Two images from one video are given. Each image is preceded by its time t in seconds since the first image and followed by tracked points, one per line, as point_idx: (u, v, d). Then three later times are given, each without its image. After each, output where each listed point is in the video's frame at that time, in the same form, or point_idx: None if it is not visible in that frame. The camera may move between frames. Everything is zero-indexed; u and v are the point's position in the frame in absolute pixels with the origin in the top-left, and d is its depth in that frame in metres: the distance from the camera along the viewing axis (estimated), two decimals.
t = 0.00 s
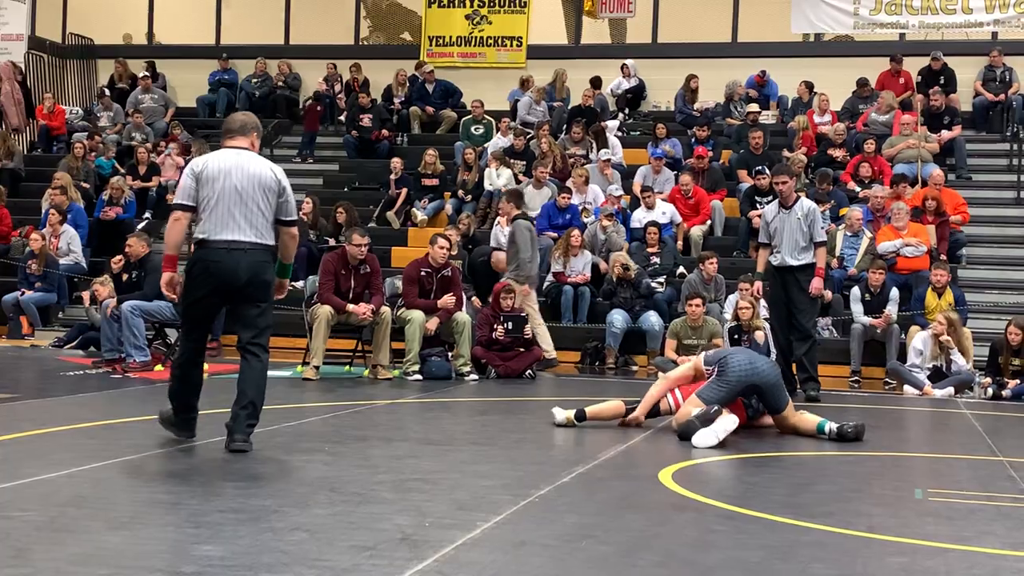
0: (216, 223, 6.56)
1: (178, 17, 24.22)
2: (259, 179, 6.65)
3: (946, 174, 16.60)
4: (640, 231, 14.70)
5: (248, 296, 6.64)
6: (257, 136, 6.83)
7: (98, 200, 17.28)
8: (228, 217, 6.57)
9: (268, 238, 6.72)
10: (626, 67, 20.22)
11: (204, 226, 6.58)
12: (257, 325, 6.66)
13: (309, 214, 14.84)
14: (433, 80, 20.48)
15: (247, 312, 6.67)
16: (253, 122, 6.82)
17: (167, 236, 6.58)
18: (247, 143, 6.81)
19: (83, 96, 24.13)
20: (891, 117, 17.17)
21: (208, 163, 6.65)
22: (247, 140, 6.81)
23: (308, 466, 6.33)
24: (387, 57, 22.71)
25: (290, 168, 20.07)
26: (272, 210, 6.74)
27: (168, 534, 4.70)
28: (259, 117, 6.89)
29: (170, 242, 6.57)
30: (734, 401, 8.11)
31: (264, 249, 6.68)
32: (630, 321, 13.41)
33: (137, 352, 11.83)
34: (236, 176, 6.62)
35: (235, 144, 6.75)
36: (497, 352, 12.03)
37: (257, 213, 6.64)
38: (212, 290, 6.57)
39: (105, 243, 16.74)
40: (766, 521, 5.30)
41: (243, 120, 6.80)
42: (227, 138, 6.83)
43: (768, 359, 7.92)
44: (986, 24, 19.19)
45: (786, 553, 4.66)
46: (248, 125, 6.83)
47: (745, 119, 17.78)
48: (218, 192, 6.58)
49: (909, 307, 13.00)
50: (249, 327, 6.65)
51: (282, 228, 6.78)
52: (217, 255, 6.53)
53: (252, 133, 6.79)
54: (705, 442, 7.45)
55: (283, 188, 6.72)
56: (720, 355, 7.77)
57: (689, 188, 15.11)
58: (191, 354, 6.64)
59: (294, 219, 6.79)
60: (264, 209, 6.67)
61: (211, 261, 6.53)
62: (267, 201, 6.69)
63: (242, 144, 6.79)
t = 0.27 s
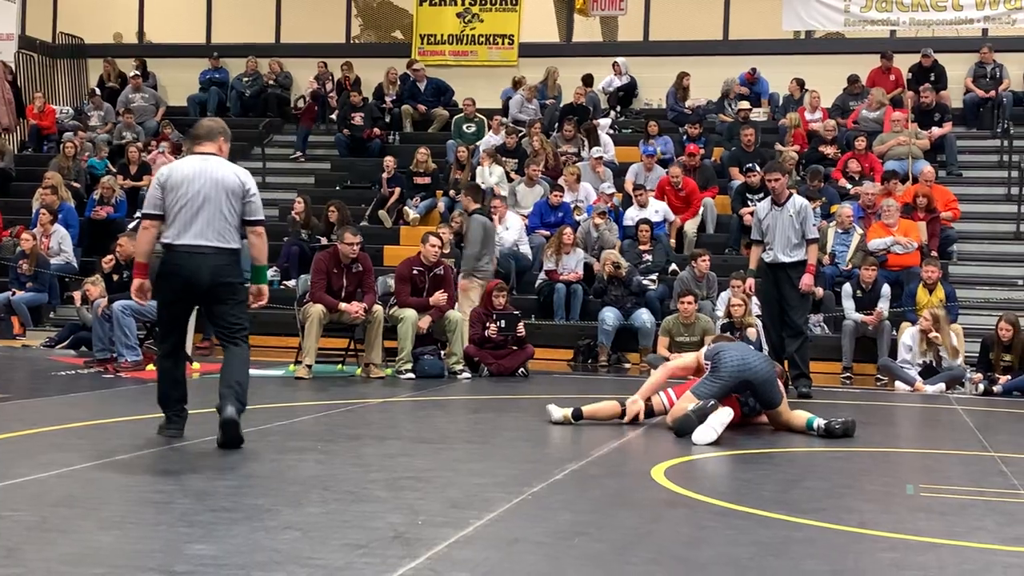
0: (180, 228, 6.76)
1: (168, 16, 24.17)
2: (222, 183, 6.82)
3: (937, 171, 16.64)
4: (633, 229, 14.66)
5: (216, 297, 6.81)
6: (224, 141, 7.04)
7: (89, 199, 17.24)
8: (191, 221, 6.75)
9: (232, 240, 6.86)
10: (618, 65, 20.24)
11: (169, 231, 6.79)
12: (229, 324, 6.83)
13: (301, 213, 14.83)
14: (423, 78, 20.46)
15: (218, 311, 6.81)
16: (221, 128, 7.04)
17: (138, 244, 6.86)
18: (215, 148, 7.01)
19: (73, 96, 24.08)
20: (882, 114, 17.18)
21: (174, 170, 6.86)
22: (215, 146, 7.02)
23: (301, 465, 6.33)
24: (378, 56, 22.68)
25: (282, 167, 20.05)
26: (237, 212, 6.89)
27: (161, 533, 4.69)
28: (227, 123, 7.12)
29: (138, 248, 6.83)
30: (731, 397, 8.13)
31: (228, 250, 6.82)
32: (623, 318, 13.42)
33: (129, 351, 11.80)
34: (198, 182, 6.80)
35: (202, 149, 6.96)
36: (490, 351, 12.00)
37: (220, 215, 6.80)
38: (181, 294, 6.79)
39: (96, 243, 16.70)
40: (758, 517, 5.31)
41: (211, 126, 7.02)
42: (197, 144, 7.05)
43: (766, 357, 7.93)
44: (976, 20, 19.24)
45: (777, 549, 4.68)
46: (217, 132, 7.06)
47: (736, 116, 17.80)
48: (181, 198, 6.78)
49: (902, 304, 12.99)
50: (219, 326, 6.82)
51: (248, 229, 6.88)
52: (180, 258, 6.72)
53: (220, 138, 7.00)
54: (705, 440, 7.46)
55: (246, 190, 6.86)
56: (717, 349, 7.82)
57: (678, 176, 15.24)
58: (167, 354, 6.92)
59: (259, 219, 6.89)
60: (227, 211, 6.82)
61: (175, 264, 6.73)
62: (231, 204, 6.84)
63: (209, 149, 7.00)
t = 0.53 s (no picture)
0: (154, 222, 7.06)
1: (159, 14, 24.11)
2: (195, 177, 7.10)
3: (927, 167, 16.68)
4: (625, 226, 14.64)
5: (193, 289, 7.11)
6: (203, 136, 7.31)
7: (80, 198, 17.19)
8: (164, 214, 7.05)
9: (205, 232, 7.14)
10: (609, 62, 20.25)
11: (145, 225, 7.10)
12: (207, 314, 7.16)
13: (293, 211, 14.80)
14: (414, 76, 20.41)
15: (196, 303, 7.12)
16: (201, 124, 7.32)
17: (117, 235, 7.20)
18: (193, 144, 7.29)
19: (63, 94, 24.02)
20: (873, 111, 17.19)
21: (151, 165, 7.17)
22: (194, 141, 7.29)
23: (293, 464, 6.32)
24: (369, 53, 22.65)
25: (273, 166, 20.03)
26: (211, 205, 7.16)
27: (153, 532, 4.69)
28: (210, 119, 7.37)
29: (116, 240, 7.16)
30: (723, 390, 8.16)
31: (201, 243, 7.11)
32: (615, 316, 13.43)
33: (120, 350, 11.78)
34: (172, 177, 7.09)
35: (180, 143, 7.23)
36: (482, 348, 12.00)
37: (193, 208, 7.08)
38: (160, 286, 7.08)
39: (87, 241, 16.66)
40: (750, 514, 5.33)
41: (191, 121, 7.29)
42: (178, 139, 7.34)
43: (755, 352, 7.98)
44: (966, 18, 19.31)
45: (769, 546, 4.70)
46: (197, 126, 7.34)
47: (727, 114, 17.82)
48: (156, 193, 7.08)
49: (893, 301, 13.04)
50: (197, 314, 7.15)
51: (222, 223, 7.16)
52: (155, 250, 7.03)
53: (200, 133, 7.28)
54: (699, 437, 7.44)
55: (219, 184, 7.13)
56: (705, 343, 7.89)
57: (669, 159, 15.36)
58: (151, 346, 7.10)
59: (232, 213, 7.15)
60: (200, 204, 7.10)
61: (150, 257, 7.04)
62: (204, 198, 7.12)
63: (188, 144, 7.27)
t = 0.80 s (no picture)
0: (147, 225, 7.14)
1: (152, 14, 24.08)
2: (187, 183, 7.20)
3: (921, 166, 16.70)
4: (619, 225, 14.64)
5: (184, 290, 7.20)
6: (195, 144, 7.42)
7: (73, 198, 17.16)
8: (156, 218, 7.12)
9: (197, 237, 7.23)
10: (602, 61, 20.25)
11: (138, 228, 7.17)
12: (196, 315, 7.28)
13: (287, 211, 14.78)
14: (407, 76, 20.40)
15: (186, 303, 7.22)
16: (192, 131, 7.43)
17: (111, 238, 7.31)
18: (185, 151, 7.39)
19: (57, 94, 23.98)
20: (866, 110, 17.20)
21: (144, 171, 7.27)
22: (185, 149, 7.40)
23: (287, 464, 6.32)
24: (362, 53, 22.62)
25: (267, 166, 20.01)
26: (202, 211, 7.25)
27: (147, 532, 4.68)
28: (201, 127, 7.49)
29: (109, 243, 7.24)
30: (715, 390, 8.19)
31: (192, 247, 7.20)
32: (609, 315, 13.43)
33: (114, 350, 11.76)
34: (165, 182, 7.17)
35: (172, 150, 7.33)
36: (475, 348, 11.99)
37: (185, 213, 7.17)
38: (152, 286, 7.13)
39: (81, 242, 16.63)
40: (744, 513, 5.33)
41: (183, 129, 7.40)
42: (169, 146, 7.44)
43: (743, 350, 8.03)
44: (959, 17, 19.36)
45: (764, 545, 4.70)
46: (188, 135, 7.45)
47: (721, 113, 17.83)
48: (149, 198, 7.16)
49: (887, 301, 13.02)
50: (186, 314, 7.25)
51: (213, 229, 7.27)
52: (148, 253, 7.09)
53: (191, 141, 7.39)
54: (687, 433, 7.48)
55: (210, 190, 7.23)
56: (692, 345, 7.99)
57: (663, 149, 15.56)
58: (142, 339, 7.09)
59: (223, 219, 7.27)
60: (192, 210, 7.19)
61: (143, 259, 7.09)
62: (196, 203, 7.21)
63: (180, 152, 7.38)
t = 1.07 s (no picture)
0: (147, 227, 7.21)
1: (146, 15, 24.06)
2: (188, 187, 7.29)
3: (915, 166, 16.73)
4: (614, 225, 14.68)
5: (183, 294, 7.28)
6: (195, 149, 7.49)
7: (68, 200, 17.13)
8: (157, 221, 7.20)
9: (196, 240, 7.32)
10: (596, 61, 20.25)
11: (138, 230, 7.24)
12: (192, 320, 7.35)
13: (281, 212, 14.78)
14: (402, 77, 20.43)
15: (184, 308, 7.30)
16: (194, 137, 7.50)
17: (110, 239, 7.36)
18: (186, 156, 7.47)
19: (51, 96, 23.96)
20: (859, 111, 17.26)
21: (146, 173, 7.34)
22: (186, 154, 7.48)
23: (282, 465, 6.31)
24: (357, 54, 22.61)
25: (261, 167, 20.01)
26: (202, 215, 7.34)
27: (142, 535, 4.67)
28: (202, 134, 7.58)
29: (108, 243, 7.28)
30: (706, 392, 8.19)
31: (191, 250, 7.28)
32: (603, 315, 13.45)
33: (108, 352, 11.74)
34: (166, 185, 7.26)
35: (173, 155, 7.40)
36: (470, 349, 12.00)
37: (186, 216, 7.26)
38: (150, 287, 7.21)
39: (75, 243, 16.60)
40: (739, 513, 5.34)
41: (185, 135, 7.49)
42: (170, 150, 7.50)
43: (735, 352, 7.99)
44: (953, 16, 19.39)
45: (759, 545, 4.70)
46: (190, 141, 7.53)
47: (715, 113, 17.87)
48: (150, 201, 7.24)
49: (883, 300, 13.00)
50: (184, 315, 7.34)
51: (212, 233, 7.36)
52: (149, 255, 7.17)
53: (193, 146, 7.47)
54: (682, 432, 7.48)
55: (210, 195, 7.33)
56: (683, 347, 7.88)
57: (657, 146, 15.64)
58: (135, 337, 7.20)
59: (221, 223, 7.36)
60: (192, 214, 7.28)
61: (143, 260, 7.17)
62: (196, 207, 7.30)
63: (181, 156, 7.45)
